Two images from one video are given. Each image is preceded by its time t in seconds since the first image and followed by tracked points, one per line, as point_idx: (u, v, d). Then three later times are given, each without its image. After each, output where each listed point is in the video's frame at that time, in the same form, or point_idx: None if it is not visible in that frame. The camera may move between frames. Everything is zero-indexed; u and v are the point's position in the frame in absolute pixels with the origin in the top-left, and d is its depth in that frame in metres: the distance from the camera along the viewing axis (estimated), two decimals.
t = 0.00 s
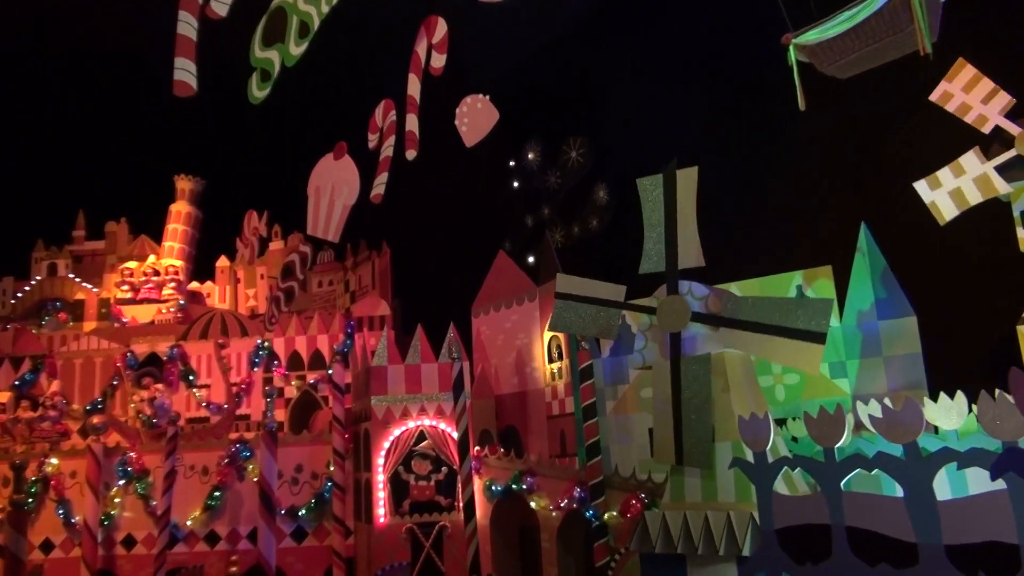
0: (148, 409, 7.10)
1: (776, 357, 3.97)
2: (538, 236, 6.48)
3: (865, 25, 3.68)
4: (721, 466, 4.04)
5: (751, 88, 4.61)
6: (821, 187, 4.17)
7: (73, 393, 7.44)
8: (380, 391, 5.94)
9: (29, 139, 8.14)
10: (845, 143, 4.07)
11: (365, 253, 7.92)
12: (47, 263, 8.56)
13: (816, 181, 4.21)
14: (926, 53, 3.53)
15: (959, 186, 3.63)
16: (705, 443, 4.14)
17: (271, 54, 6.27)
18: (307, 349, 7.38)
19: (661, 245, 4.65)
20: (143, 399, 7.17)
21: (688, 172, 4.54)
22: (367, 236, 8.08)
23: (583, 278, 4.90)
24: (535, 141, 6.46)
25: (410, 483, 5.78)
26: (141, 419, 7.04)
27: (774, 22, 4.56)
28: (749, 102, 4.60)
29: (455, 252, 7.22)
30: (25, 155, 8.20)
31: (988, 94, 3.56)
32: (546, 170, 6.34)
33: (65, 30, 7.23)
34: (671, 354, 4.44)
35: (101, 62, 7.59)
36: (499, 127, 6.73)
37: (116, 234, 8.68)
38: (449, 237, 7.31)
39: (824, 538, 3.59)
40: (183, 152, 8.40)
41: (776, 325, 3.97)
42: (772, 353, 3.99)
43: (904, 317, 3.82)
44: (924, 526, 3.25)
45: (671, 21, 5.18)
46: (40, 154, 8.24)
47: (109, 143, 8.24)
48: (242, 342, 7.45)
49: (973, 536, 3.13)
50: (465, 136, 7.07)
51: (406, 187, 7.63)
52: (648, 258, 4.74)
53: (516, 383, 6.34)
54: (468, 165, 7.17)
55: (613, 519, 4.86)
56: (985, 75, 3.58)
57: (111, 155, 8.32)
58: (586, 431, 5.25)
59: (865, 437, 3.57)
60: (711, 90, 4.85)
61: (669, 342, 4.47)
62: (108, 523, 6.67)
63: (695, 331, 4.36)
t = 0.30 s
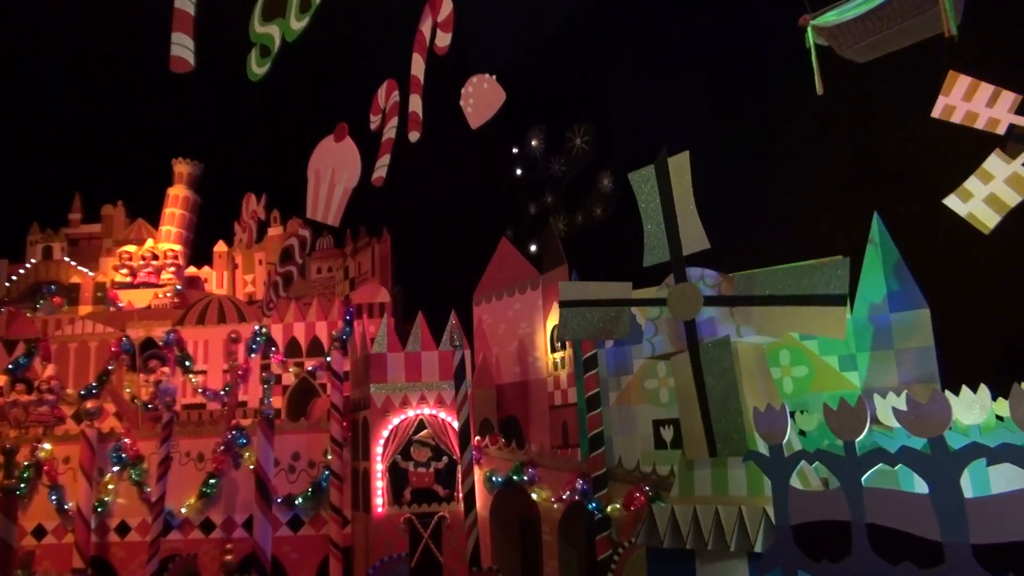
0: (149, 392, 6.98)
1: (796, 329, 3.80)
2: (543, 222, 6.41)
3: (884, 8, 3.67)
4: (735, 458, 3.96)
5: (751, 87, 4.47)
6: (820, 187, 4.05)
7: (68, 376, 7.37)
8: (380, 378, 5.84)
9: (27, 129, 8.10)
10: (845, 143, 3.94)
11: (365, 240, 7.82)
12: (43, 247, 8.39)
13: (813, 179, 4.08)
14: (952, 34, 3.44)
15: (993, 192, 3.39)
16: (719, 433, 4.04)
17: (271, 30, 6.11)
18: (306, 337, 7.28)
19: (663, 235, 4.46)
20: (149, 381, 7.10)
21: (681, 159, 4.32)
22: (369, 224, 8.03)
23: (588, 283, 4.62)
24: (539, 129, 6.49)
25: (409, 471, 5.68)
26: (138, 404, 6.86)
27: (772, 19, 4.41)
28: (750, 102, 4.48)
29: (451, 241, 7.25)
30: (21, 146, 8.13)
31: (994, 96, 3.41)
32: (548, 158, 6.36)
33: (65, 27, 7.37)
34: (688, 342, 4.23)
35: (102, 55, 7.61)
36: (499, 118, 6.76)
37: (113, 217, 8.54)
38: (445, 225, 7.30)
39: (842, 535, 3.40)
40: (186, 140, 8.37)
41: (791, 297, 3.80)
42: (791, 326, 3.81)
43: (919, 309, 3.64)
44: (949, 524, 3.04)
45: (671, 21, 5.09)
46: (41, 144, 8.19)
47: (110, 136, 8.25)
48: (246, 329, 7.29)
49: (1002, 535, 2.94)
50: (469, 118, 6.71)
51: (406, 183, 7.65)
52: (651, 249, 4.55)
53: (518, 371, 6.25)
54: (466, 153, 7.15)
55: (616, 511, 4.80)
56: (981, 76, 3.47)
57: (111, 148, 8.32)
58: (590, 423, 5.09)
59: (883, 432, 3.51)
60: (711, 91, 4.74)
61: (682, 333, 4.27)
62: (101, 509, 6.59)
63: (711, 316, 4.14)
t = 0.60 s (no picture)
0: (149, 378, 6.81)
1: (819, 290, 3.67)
2: (544, 206, 6.45)
3: None
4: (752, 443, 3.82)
5: (748, 89, 4.45)
6: (820, 189, 4.01)
7: (65, 365, 7.31)
8: (380, 364, 5.73)
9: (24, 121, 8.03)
10: (845, 142, 3.88)
11: (365, 224, 7.61)
12: (37, 232, 8.22)
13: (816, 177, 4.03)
14: (980, 7, 3.40)
15: None
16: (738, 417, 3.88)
17: (269, 2, 5.96)
18: (304, 323, 7.16)
19: (664, 219, 4.42)
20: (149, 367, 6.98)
21: (669, 142, 4.34)
22: (367, 208, 7.85)
23: (594, 285, 4.66)
24: (540, 112, 6.54)
25: (412, 456, 5.59)
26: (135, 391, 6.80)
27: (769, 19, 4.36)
28: (749, 102, 4.44)
29: (456, 228, 7.18)
30: (20, 135, 8.05)
31: (999, 91, 3.36)
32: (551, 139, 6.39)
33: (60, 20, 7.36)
34: (706, 322, 4.10)
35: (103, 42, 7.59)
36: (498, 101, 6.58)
37: (109, 202, 8.35)
38: (445, 213, 7.24)
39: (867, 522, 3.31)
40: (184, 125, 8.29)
41: (806, 258, 3.72)
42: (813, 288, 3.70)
43: (932, 292, 3.61)
44: (981, 512, 2.96)
45: (671, 21, 5.11)
46: (38, 136, 8.11)
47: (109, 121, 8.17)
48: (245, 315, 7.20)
49: None
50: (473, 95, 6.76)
51: (405, 172, 7.53)
52: (655, 237, 4.51)
53: (521, 357, 6.16)
54: (466, 141, 7.13)
55: (622, 498, 4.66)
56: (976, 78, 3.44)
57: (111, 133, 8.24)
58: (595, 409, 5.01)
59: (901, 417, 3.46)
60: (711, 90, 4.72)
61: (699, 314, 4.15)
62: (99, 497, 6.49)
63: (729, 291, 4.03)
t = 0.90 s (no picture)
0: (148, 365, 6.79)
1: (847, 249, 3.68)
2: (548, 193, 6.76)
3: None
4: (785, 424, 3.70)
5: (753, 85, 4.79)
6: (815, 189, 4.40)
7: (64, 351, 7.14)
8: (385, 351, 5.63)
9: (27, 104, 8.00)
10: (845, 141, 4.23)
11: (369, 210, 7.42)
12: (36, 218, 8.08)
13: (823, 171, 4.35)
14: None
15: None
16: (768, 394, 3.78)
17: None
18: (307, 309, 7.00)
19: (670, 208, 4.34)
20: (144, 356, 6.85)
21: (666, 129, 4.37)
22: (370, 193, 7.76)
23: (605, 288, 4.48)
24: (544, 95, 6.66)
25: (416, 445, 5.50)
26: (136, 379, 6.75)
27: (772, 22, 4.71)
28: (750, 103, 4.78)
29: (461, 218, 7.15)
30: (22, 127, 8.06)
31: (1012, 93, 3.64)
32: (556, 125, 6.56)
33: (61, 21, 7.47)
34: (730, 302, 4.00)
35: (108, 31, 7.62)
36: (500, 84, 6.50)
37: (108, 188, 8.22)
38: (449, 203, 7.20)
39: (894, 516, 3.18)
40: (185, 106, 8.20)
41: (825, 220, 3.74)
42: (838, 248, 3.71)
43: (948, 277, 3.93)
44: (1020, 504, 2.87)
45: (671, 22, 5.37)
46: (36, 125, 8.07)
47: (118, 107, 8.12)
48: (244, 301, 7.06)
49: None
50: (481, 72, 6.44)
51: (406, 155, 7.48)
52: (663, 230, 4.41)
53: (527, 344, 6.07)
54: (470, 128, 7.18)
55: (631, 488, 4.66)
56: (959, 83, 3.81)
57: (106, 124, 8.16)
58: (603, 397, 4.93)
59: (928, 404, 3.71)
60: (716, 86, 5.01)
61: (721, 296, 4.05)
62: (99, 486, 6.42)
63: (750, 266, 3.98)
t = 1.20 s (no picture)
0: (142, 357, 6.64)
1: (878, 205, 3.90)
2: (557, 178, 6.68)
3: None
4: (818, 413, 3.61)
5: (751, 79, 4.86)
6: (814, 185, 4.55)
7: (65, 342, 6.92)
8: (391, 341, 5.53)
9: (28, 87, 7.93)
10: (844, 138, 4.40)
11: (372, 199, 7.25)
12: (37, 207, 7.88)
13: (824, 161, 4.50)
14: None
15: None
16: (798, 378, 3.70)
17: None
18: (311, 298, 6.83)
19: (679, 200, 4.54)
20: (139, 348, 6.72)
21: (662, 124, 4.68)
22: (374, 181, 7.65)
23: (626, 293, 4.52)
24: (553, 81, 6.59)
25: (423, 437, 5.42)
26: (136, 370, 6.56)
27: (769, 17, 4.81)
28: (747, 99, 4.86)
29: (467, 207, 7.07)
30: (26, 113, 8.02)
31: None
32: (563, 112, 6.50)
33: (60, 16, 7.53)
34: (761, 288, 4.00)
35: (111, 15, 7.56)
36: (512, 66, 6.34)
37: (111, 176, 8.06)
38: (455, 192, 7.12)
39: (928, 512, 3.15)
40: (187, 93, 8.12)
41: (844, 184, 4.01)
42: (865, 207, 3.94)
43: (972, 266, 3.95)
44: None
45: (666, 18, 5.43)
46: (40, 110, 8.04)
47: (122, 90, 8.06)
48: (243, 290, 6.91)
49: None
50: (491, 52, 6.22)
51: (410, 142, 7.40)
52: (676, 225, 4.58)
53: (536, 334, 5.96)
54: (472, 119, 7.08)
55: (643, 480, 4.52)
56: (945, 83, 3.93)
57: (109, 108, 8.11)
58: (615, 387, 4.77)
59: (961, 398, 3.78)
60: (713, 80, 5.08)
61: (743, 286, 4.12)
62: (101, 477, 6.34)
63: (773, 245, 4.12)
